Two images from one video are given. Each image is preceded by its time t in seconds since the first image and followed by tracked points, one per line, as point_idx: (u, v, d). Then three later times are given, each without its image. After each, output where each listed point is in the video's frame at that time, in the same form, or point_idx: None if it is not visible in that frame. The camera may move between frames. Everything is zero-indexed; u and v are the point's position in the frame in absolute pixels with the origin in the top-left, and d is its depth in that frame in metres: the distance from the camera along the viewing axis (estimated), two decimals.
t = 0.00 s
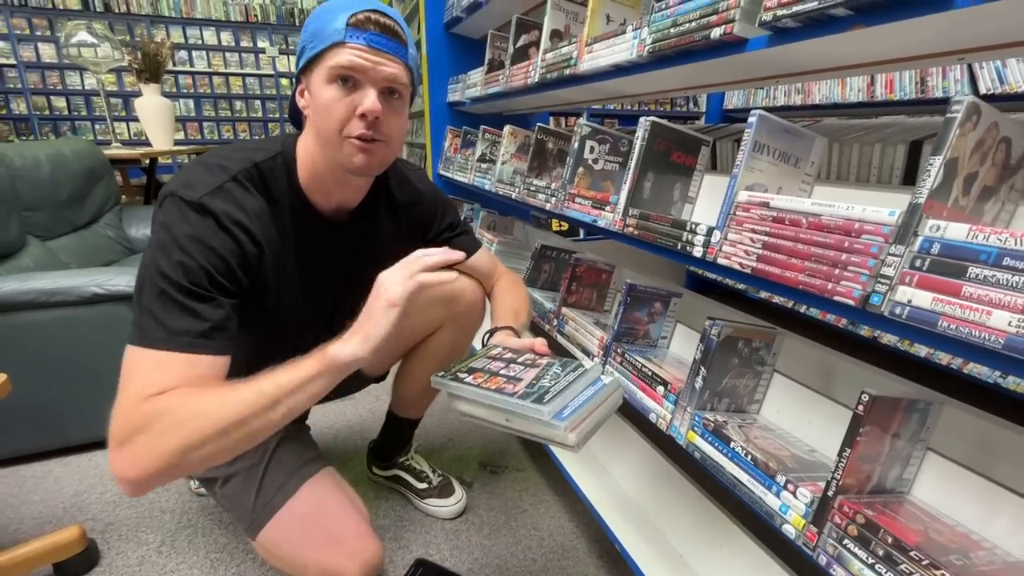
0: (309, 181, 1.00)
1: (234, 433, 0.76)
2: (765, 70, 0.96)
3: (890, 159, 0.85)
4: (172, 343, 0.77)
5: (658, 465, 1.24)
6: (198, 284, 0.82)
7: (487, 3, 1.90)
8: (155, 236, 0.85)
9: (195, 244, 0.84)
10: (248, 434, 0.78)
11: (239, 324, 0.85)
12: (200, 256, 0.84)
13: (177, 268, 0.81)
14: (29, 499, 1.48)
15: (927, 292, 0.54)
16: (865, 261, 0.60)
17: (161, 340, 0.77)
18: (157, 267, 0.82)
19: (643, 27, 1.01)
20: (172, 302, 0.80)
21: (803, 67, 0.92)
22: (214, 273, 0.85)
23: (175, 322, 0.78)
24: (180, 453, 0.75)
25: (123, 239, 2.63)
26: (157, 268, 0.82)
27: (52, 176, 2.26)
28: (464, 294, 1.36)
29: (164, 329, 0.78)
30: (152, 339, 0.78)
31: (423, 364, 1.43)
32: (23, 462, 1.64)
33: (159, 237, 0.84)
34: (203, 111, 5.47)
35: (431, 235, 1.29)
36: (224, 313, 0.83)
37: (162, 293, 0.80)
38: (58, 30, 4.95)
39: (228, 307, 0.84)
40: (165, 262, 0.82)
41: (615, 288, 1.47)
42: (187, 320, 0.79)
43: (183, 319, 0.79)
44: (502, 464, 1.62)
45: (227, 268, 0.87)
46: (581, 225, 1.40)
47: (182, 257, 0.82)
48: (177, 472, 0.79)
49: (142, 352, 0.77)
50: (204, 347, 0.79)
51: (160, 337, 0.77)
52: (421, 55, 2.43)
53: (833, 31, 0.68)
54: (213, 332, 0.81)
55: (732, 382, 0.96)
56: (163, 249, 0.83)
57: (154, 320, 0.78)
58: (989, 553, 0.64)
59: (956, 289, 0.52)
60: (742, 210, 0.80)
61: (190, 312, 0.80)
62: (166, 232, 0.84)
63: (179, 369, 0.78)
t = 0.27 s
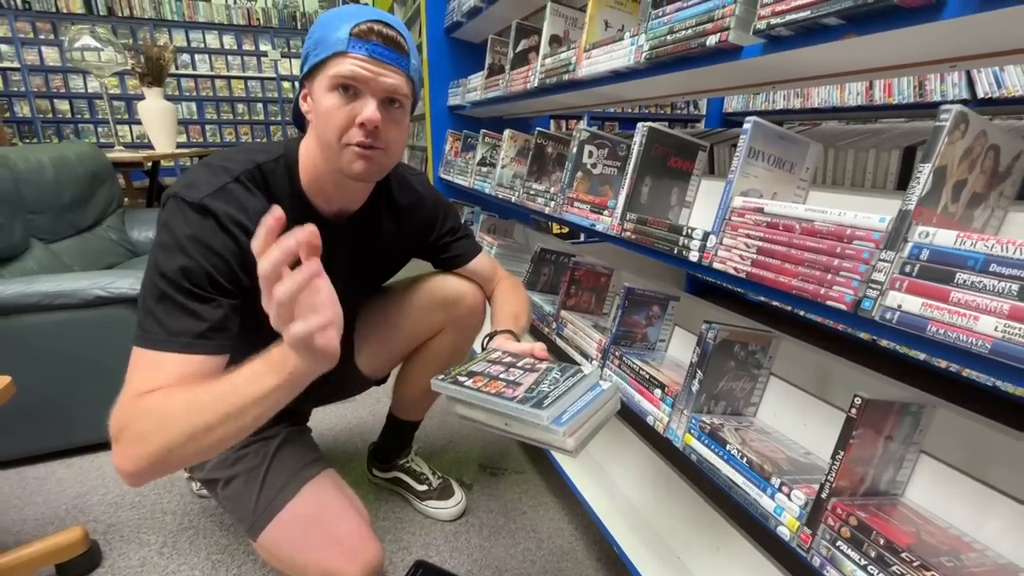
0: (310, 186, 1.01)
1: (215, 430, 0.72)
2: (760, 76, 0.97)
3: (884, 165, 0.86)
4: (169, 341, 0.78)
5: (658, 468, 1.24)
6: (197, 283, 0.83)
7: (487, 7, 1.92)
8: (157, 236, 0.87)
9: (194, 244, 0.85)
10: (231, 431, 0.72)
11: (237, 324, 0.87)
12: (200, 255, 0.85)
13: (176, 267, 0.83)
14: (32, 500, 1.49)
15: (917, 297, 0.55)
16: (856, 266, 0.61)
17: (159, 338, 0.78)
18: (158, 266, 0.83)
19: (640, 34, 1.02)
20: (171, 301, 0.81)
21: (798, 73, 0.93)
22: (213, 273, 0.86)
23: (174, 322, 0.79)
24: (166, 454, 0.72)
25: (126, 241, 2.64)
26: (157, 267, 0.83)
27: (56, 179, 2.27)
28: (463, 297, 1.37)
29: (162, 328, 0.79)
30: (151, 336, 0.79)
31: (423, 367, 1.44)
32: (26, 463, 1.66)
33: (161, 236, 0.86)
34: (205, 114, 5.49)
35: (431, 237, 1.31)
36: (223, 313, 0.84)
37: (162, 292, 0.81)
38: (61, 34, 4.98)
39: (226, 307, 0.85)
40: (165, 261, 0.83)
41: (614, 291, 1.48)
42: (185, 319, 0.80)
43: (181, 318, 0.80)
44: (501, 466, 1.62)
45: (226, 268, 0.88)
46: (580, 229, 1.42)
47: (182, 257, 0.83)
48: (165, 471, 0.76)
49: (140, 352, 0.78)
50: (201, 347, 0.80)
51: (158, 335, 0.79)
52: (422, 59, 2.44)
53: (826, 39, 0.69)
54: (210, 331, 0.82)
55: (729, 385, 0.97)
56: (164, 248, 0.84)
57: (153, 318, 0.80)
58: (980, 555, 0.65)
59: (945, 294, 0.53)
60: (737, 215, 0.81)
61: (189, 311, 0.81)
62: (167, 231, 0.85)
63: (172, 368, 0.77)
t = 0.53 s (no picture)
0: (311, 194, 1.02)
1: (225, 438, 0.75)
2: (757, 78, 0.98)
3: (880, 167, 0.86)
4: (173, 353, 0.80)
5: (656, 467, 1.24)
6: (199, 295, 0.85)
7: (488, 9, 1.93)
8: (157, 248, 0.87)
9: (195, 257, 0.86)
10: (239, 438, 0.75)
11: (240, 331, 0.89)
12: (201, 267, 0.86)
13: (177, 280, 0.84)
14: (35, 498, 1.50)
15: (906, 298, 0.56)
16: (848, 268, 0.62)
17: (163, 350, 0.80)
18: (160, 278, 0.85)
19: (638, 37, 1.03)
20: (174, 314, 0.82)
21: (794, 76, 0.94)
22: (214, 283, 0.87)
23: (179, 334, 0.81)
24: (179, 458, 0.76)
25: (128, 242, 2.66)
26: (159, 279, 0.84)
27: (59, 179, 2.29)
28: (462, 298, 1.38)
29: (166, 341, 0.81)
30: (155, 349, 0.80)
31: (422, 367, 1.45)
32: (30, 462, 1.67)
33: (161, 249, 0.87)
34: (207, 115, 5.51)
35: (430, 238, 1.31)
36: (225, 323, 0.86)
37: (165, 305, 0.83)
38: (64, 35, 5.01)
39: (228, 317, 0.87)
40: (166, 274, 0.84)
41: (612, 292, 1.49)
42: (189, 331, 0.82)
43: (184, 330, 0.82)
44: (501, 466, 1.64)
45: (227, 277, 0.90)
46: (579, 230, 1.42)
47: (183, 270, 0.84)
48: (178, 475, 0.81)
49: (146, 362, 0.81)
50: (204, 357, 0.82)
51: (163, 348, 0.80)
52: (423, 60, 2.45)
53: (819, 44, 0.70)
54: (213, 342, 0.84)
55: (725, 385, 0.97)
56: (165, 261, 0.85)
57: (158, 331, 0.81)
58: (970, 553, 0.66)
59: (933, 295, 0.53)
60: (731, 217, 0.82)
61: (192, 323, 0.83)
62: (168, 245, 0.86)
63: (181, 377, 0.80)
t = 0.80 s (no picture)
0: (316, 196, 1.03)
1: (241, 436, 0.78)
2: (755, 83, 0.99)
3: (876, 171, 0.88)
4: (185, 355, 0.82)
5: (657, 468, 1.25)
6: (209, 297, 0.87)
7: (490, 13, 1.94)
8: (167, 251, 0.89)
9: (205, 260, 0.88)
10: (255, 437, 0.78)
11: (249, 332, 0.90)
12: (210, 270, 0.88)
13: (188, 282, 0.85)
14: (43, 497, 1.52)
15: (898, 302, 0.57)
16: (841, 271, 0.64)
17: (175, 352, 0.82)
18: (171, 281, 0.86)
19: (637, 42, 1.04)
20: (185, 316, 0.84)
21: (791, 82, 0.95)
22: (224, 285, 0.89)
23: (192, 336, 0.83)
24: (197, 456, 0.78)
25: (134, 243, 2.68)
26: (170, 282, 0.86)
27: (66, 181, 2.31)
28: (464, 300, 1.39)
29: (179, 343, 0.82)
30: (168, 351, 0.82)
31: (424, 368, 1.47)
32: (37, 461, 1.69)
33: (171, 252, 0.88)
34: (211, 117, 5.54)
35: (432, 240, 1.33)
36: (235, 324, 0.88)
37: (176, 307, 0.84)
38: (70, 38, 5.04)
39: (238, 318, 0.89)
40: (177, 277, 0.86)
41: (613, 294, 1.50)
42: (201, 332, 0.84)
43: (196, 332, 0.83)
44: (502, 466, 1.65)
45: (235, 278, 0.91)
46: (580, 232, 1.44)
47: (193, 273, 0.86)
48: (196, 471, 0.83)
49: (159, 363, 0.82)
50: (216, 358, 0.84)
51: (176, 350, 0.82)
52: (426, 63, 2.47)
53: (814, 51, 0.71)
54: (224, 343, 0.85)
55: (723, 387, 0.99)
56: (175, 264, 0.87)
57: (170, 333, 0.83)
58: (962, 552, 0.67)
59: (924, 299, 0.55)
60: (729, 221, 0.83)
61: (203, 325, 0.84)
62: (177, 248, 0.88)
63: (195, 379, 0.82)
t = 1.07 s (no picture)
0: (324, 201, 1.04)
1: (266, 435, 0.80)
2: (753, 87, 1.00)
3: (872, 174, 0.88)
4: (194, 357, 0.84)
5: (655, 468, 1.26)
6: (214, 300, 0.88)
7: (491, 15, 1.95)
8: (169, 256, 0.90)
9: (207, 264, 0.89)
10: (279, 439, 0.81)
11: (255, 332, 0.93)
12: (213, 273, 0.89)
13: (192, 287, 0.87)
14: (45, 496, 1.53)
15: (890, 303, 0.58)
16: (835, 273, 0.64)
17: (185, 354, 0.84)
18: (175, 285, 0.88)
19: (636, 46, 1.05)
20: (192, 320, 0.86)
21: (789, 85, 0.96)
22: (226, 288, 0.91)
23: (200, 339, 0.85)
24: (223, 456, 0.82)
25: (136, 244, 2.70)
26: (175, 287, 0.88)
27: (68, 182, 2.32)
28: (464, 301, 1.42)
29: (187, 346, 0.85)
30: (177, 354, 0.85)
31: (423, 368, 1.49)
32: (40, 461, 1.70)
33: (173, 257, 0.90)
34: (213, 118, 5.56)
35: (432, 241, 1.34)
36: (240, 326, 0.90)
37: (182, 311, 0.86)
38: (73, 39, 5.06)
39: (242, 319, 0.91)
40: (181, 281, 0.87)
41: (612, 295, 1.51)
42: (208, 335, 0.86)
43: (204, 335, 0.86)
44: (502, 466, 1.66)
45: (238, 280, 0.93)
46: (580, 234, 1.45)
47: (196, 277, 0.88)
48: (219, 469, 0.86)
49: (173, 367, 0.85)
50: (223, 359, 0.86)
51: (185, 353, 0.84)
52: (426, 64, 2.48)
53: (809, 56, 0.72)
54: (231, 344, 0.88)
55: (720, 387, 1.00)
56: (178, 269, 0.88)
57: (178, 337, 0.85)
58: (955, 551, 0.67)
59: (915, 300, 0.56)
60: (725, 223, 0.84)
61: (210, 327, 0.86)
62: (180, 253, 0.89)
63: (216, 381, 0.85)
